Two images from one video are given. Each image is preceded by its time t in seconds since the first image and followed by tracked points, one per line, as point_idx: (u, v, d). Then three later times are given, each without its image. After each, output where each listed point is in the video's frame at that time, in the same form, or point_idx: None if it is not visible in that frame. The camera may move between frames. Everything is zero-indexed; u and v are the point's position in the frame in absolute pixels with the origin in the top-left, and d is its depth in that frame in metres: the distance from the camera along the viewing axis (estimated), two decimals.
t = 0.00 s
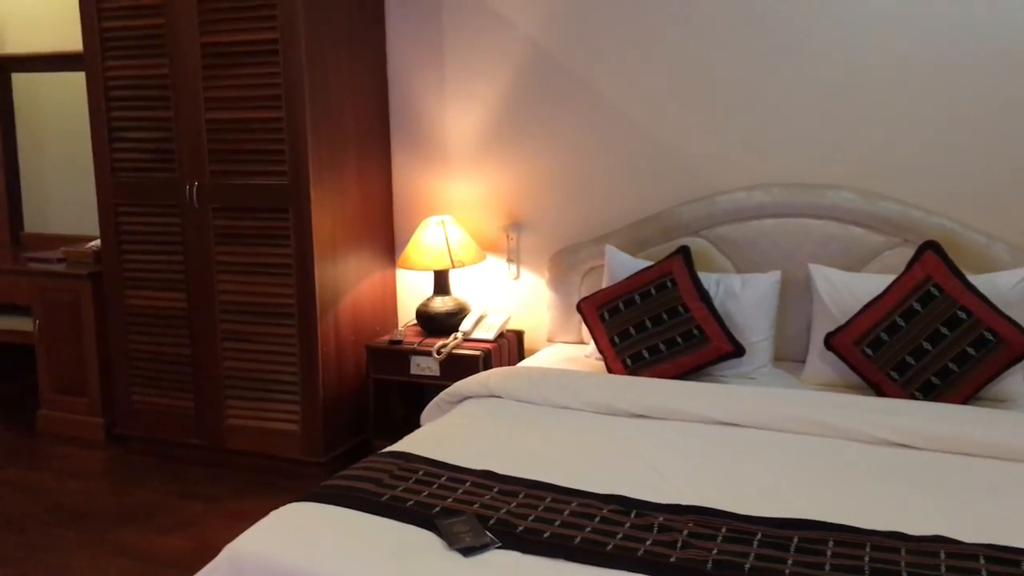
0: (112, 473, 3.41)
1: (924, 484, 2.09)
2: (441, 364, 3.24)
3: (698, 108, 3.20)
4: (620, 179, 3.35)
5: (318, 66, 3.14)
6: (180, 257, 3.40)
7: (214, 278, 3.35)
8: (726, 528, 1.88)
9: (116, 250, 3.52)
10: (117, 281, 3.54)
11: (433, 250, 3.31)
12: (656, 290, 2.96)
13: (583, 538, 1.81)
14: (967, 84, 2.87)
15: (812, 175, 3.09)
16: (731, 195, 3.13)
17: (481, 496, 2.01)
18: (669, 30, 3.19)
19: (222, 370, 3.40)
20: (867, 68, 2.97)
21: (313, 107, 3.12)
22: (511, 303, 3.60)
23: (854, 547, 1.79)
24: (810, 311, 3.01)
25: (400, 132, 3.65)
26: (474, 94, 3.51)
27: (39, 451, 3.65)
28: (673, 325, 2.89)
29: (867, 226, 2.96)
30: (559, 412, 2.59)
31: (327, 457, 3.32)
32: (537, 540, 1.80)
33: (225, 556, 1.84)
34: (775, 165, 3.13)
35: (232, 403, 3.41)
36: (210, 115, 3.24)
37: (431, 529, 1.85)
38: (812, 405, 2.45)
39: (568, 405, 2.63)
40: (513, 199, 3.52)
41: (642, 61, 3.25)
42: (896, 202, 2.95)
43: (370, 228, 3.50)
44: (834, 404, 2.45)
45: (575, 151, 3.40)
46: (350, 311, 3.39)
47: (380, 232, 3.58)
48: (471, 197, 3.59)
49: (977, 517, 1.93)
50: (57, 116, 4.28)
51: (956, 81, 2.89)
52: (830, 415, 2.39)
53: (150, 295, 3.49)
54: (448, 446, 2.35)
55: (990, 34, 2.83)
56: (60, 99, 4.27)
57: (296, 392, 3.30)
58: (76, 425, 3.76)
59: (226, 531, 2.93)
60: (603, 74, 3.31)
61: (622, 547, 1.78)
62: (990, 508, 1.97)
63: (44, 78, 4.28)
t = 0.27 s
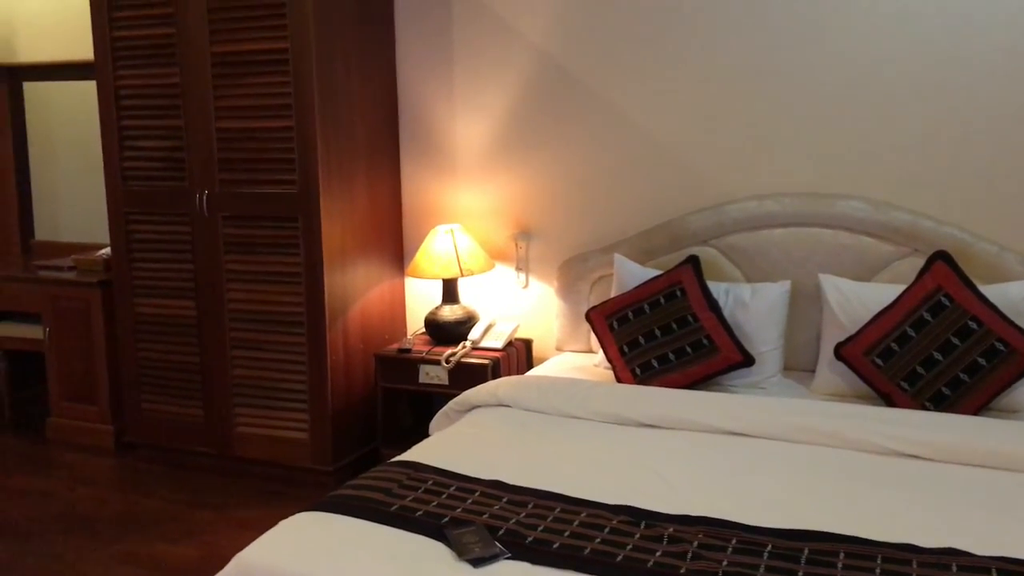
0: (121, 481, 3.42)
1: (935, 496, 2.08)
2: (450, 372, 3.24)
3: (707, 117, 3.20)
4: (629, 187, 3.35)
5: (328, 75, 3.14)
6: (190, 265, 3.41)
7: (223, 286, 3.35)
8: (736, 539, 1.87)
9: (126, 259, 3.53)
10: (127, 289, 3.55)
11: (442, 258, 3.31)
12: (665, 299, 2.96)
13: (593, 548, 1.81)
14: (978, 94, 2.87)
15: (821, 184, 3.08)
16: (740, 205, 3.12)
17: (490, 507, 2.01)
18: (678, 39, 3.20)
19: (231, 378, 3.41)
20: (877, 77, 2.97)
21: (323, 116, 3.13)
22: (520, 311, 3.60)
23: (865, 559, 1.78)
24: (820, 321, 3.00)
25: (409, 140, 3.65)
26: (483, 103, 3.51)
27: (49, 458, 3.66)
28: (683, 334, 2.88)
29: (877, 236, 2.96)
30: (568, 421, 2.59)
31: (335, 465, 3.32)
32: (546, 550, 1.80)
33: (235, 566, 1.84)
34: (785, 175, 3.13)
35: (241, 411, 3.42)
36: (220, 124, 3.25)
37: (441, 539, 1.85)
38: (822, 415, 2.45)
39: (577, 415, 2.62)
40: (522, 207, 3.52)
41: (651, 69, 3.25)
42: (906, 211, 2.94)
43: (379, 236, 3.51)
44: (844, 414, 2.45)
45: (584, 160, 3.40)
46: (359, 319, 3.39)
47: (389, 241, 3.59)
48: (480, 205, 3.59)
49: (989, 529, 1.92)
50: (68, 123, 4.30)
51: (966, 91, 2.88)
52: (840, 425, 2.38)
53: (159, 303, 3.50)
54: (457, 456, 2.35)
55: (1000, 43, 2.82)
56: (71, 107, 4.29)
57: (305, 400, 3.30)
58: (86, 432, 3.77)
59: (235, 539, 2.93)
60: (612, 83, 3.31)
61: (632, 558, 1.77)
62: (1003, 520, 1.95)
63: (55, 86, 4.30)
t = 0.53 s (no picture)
0: (128, 488, 3.43)
1: (942, 506, 2.08)
2: (456, 381, 3.24)
3: (714, 126, 3.20)
4: (635, 196, 3.35)
5: (335, 84, 3.16)
6: (198, 274, 3.42)
7: (231, 294, 3.36)
8: (742, 549, 1.87)
9: (134, 267, 3.54)
10: (135, 297, 3.56)
11: (449, 267, 3.32)
12: (671, 308, 2.96)
13: (599, 558, 1.81)
14: (984, 103, 2.87)
15: (828, 193, 3.08)
16: (747, 214, 3.12)
17: (496, 516, 2.01)
18: (684, 49, 3.21)
19: (238, 386, 3.42)
20: (883, 86, 2.98)
21: (331, 125, 3.14)
22: (526, 320, 3.60)
23: (872, 569, 1.77)
24: (827, 330, 3.00)
25: (416, 149, 3.67)
26: (490, 112, 3.52)
27: (56, 465, 3.67)
28: (689, 343, 2.88)
29: (883, 245, 2.96)
30: (574, 430, 2.59)
31: (342, 473, 3.33)
32: (552, 560, 1.80)
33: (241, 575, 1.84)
34: (791, 184, 3.13)
35: (248, 419, 3.42)
36: (228, 133, 3.26)
37: (447, 548, 1.85)
38: (828, 424, 2.44)
39: (583, 424, 2.62)
40: (528, 216, 3.53)
41: (658, 79, 3.26)
42: (912, 221, 2.94)
43: (386, 244, 3.52)
44: (851, 424, 2.44)
45: (590, 168, 3.40)
46: (366, 328, 3.40)
47: (396, 249, 3.59)
48: (487, 214, 3.60)
49: (996, 539, 1.91)
50: (77, 132, 4.32)
51: (973, 101, 2.88)
52: (847, 434, 2.38)
53: (167, 311, 3.51)
54: (463, 464, 2.35)
55: (1006, 53, 2.83)
56: (80, 116, 4.31)
57: (311, 408, 3.31)
58: (93, 439, 3.78)
59: (241, 547, 2.93)
60: (618, 92, 3.32)
61: (638, 568, 1.77)
62: (1009, 530, 1.95)
63: (65, 95, 4.33)
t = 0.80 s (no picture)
0: (134, 496, 3.43)
1: (948, 515, 2.07)
2: (461, 389, 3.24)
3: (719, 133, 3.20)
4: (641, 204, 3.35)
5: (341, 93, 3.17)
6: (204, 282, 3.43)
7: (237, 302, 3.37)
8: (748, 559, 1.86)
9: (141, 275, 3.55)
10: (141, 305, 3.57)
11: (454, 275, 3.32)
12: (677, 315, 2.96)
13: (604, 567, 1.81)
14: (990, 110, 2.87)
15: (833, 200, 3.08)
16: (752, 221, 3.12)
17: (501, 525, 2.01)
18: (689, 57, 3.21)
19: (244, 394, 3.42)
20: (889, 94, 2.97)
21: (337, 133, 3.15)
22: (531, 327, 3.60)
23: None
24: (833, 338, 2.99)
25: (422, 157, 3.67)
26: (496, 120, 3.53)
27: (62, 473, 3.67)
28: (694, 351, 2.88)
29: (889, 253, 2.95)
30: (579, 439, 2.59)
31: (347, 481, 3.33)
32: (557, 570, 1.80)
33: None
34: (796, 191, 3.13)
35: (253, 426, 3.43)
36: (235, 141, 3.27)
37: (452, 557, 1.85)
38: (834, 433, 2.44)
39: (589, 432, 2.62)
40: (534, 224, 3.53)
41: (663, 86, 3.26)
42: (918, 228, 2.93)
43: (391, 252, 3.52)
44: (857, 432, 2.44)
45: (596, 176, 3.41)
46: (371, 335, 3.41)
47: (401, 257, 3.60)
48: (493, 222, 3.60)
49: (1004, 548, 1.90)
50: (85, 141, 4.34)
51: (978, 108, 2.88)
52: (853, 443, 2.37)
53: (173, 319, 3.52)
54: (468, 473, 2.35)
55: (1012, 61, 2.82)
56: (87, 125, 4.33)
57: (317, 416, 3.31)
58: (99, 446, 3.79)
59: (246, 555, 2.93)
60: (624, 100, 3.33)
61: None
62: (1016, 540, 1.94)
63: (73, 104, 4.35)
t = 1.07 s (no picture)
0: (139, 504, 3.44)
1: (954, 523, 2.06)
2: (466, 397, 3.24)
3: (723, 140, 3.20)
4: (645, 211, 3.35)
5: (345, 101, 3.18)
6: (209, 291, 3.44)
7: (242, 310, 3.38)
8: (753, 567, 1.86)
9: (146, 283, 3.57)
10: (147, 314, 3.58)
11: (458, 282, 3.32)
12: (681, 323, 2.95)
13: None
14: (995, 117, 2.86)
15: (838, 207, 3.08)
16: (756, 228, 3.12)
17: (505, 533, 2.01)
18: (693, 65, 3.21)
19: (249, 402, 3.43)
20: (893, 101, 2.97)
21: (341, 142, 3.16)
22: (536, 334, 3.60)
23: None
24: (838, 345, 2.98)
25: (427, 165, 3.68)
26: (500, 128, 3.53)
27: (68, 481, 3.68)
28: (699, 358, 2.87)
29: (894, 259, 2.94)
30: (584, 447, 2.59)
31: (352, 489, 3.32)
32: None
33: None
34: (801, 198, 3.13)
35: (258, 434, 3.43)
36: (240, 150, 3.28)
37: (455, 566, 1.85)
38: (839, 441, 2.43)
39: (593, 440, 2.62)
40: (538, 231, 3.54)
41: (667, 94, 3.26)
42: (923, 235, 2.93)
43: (396, 260, 3.53)
44: (862, 440, 2.43)
45: (600, 184, 3.41)
46: (376, 343, 3.41)
47: (406, 265, 3.60)
48: (497, 230, 3.60)
49: (1010, 557, 1.89)
50: (91, 150, 4.36)
51: (983, 114, 2.88)
52: (858, 451, 2.37)
53: (179, 328, 3.52)
54: (472, 481, 2.35)
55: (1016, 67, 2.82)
56: (94, 134, 4.35)
57: (322, 424, 3.31)
58: (105, 455, 3.79)
59: (250, 563, 2.93)
60: (628, 108, 3.33)
61: None
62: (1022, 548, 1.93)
63: (80, 113, 4.37)
